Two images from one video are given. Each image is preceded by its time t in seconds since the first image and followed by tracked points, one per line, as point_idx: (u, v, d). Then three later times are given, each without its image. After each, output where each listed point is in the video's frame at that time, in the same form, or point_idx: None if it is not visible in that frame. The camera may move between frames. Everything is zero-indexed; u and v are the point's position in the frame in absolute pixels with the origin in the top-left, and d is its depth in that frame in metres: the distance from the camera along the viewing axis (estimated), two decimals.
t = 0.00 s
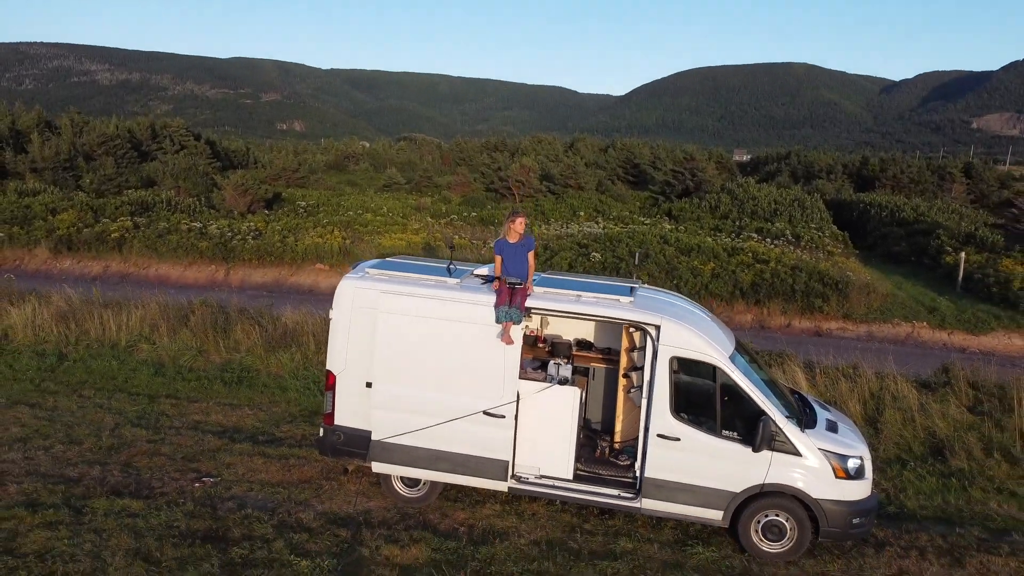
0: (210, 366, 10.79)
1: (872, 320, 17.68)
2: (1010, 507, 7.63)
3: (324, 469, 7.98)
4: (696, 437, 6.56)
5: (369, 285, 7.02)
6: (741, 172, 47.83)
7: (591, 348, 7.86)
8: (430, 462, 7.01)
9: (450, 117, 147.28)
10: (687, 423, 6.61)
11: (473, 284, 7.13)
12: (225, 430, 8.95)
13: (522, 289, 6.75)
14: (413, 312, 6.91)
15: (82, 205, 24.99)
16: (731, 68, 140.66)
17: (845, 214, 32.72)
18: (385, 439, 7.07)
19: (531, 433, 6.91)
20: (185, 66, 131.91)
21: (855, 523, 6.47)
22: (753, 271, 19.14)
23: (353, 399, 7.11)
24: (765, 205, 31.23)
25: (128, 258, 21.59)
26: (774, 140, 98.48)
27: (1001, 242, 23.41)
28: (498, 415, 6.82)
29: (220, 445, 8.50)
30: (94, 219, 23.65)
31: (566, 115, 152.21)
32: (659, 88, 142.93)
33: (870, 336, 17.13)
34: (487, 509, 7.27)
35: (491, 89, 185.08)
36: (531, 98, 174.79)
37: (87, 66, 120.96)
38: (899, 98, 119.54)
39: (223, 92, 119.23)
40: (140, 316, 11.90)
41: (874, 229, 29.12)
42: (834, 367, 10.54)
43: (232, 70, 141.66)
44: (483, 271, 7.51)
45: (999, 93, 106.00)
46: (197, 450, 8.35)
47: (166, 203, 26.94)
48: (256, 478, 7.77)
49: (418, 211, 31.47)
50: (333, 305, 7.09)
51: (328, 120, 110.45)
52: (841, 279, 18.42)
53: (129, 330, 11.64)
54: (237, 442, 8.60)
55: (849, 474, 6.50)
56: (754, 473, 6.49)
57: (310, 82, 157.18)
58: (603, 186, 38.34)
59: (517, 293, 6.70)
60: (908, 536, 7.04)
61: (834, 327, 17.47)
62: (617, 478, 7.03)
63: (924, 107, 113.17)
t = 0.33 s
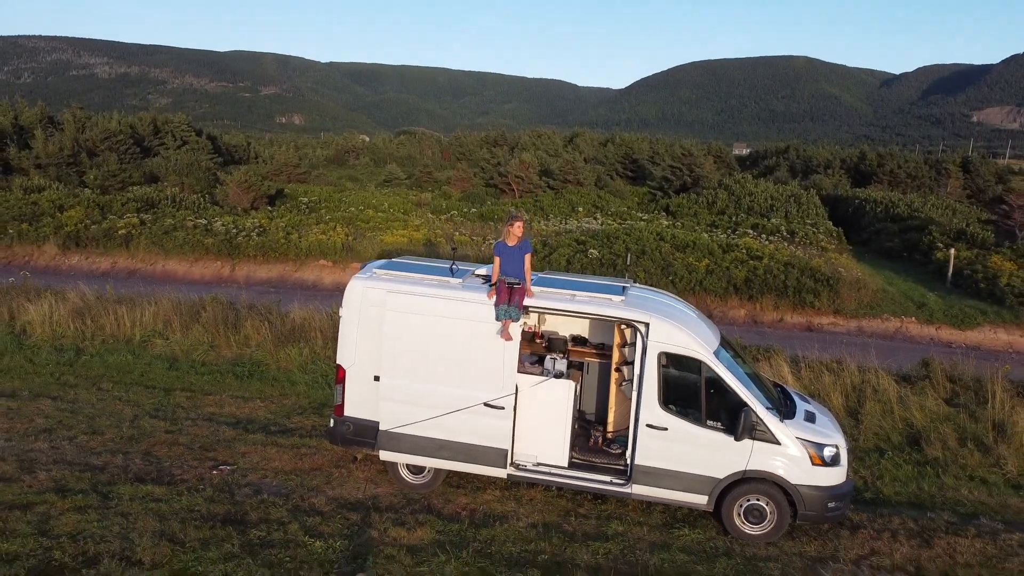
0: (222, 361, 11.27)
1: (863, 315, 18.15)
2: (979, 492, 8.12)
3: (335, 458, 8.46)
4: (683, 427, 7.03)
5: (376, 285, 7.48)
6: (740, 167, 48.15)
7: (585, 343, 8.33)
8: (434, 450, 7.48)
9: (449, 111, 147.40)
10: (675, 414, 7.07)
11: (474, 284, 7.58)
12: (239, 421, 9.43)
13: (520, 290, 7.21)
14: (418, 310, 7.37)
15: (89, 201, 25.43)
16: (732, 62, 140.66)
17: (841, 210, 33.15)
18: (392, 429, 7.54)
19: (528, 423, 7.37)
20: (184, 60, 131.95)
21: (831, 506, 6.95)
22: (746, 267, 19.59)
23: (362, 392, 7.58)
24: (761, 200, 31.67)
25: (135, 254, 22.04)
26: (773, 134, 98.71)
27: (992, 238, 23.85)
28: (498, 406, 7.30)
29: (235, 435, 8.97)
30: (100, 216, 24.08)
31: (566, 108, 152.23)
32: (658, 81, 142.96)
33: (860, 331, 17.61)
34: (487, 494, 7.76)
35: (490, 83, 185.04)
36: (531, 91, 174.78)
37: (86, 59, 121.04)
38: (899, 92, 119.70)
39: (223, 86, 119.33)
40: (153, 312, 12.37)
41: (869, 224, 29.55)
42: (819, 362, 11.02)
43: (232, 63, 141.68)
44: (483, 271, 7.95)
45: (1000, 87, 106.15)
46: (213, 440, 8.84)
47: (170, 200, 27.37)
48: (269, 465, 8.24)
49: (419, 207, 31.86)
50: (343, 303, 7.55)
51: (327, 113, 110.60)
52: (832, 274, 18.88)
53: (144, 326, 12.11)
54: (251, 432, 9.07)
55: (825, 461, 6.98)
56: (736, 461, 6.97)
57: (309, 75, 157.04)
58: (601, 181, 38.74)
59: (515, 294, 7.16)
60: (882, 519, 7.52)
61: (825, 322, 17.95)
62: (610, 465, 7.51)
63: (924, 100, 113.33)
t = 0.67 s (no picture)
0: (236, 354, 11.79)
1: (854, 310, 18.64)
2: (953, 479, 8.63)
3: (346, 446, 8.98)
4: (672, 417, 7.53)
5: (386, 284, 7.97)
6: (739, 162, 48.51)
7: (582, 339, 8.83)
8: (440, 439, 7.99)
9: (450, 105, 147.55)
10: (665, 405, 7.57)
11: (478, 283, 8.07)
12: (254, 412, 9.94)
13: (520, 290, 7.69)
14: (424, 307, 7.85)
15: (97, 198, 25.91)
16: (733, 56, 140.59)
17: (838, 205, 33.59)
18: (401, 419, 8.04)
19: (528, 413, 7.86)
20: (184, 54, 132.10)
21: (810, 491, 7.45)
22: (742, 263, 20.07)
23: (373, 384, 8.08)
24: (759, 196, 32.11)
25: (143, 250, 22.53)
26: (774, 128, 98.87)
27: (984, 234, 24.28)
28: (500, 397, 7.80)
29: (251, 425, 9.50)
30: (109, 213, 24.55)
31: (566, 101, 152.28)
32: (659, 74, 142.95)
33: (851, 325, 18.11)
34: (490, 480, 8.27)
35: (491, 77, 184.92)
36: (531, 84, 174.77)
37: (87, 53, 121.27)
38: (900, 87, 119.77)
39: (223, 80, 119.50)
40: (168, 309, 12.88)
41: (865, 220, 29.99)
42: (806, 356, 11.53)
43: (232, 57, 141.72)
44: (486, 271, 8.43)
45: (1001, 81, 106.23)
46: (231, 429, 9.37)
47: (176, 196, 27.83)
48: (285, 454, 8.76)
49: (421, 203, 32.29)
50: (355, 302, 8.04)
51: (328, 107, 110.76)
52: (825, 270, 19.37)
53: (159, 321, 12.62)
54: (266, 422, 9.58)
55: (805, 450, 7.48)
56: (722, 448, 7.47)
57: (309, 69, 157.12)
58: (601, 177, 39.16)
59: (515, 293, 7.64)
60: (859, 503, 8.04)
61: (817, 317, 18.46)
62: (605, 453, 8.02)
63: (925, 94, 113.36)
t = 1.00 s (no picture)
0: (248, 349, 12.32)
1: (844, 306, 19.18)
2: (927, 466, 9.17)
3: (356, 436, 9.51)
4: (662, 407, 8.06)
5: (394, 283, 8.48)
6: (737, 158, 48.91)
7: (579, 334, 9.33)
8: (445, 428, 8.52)
9: (450, 100, 147.74)
10: (656, 396, 8.10)
11: (480, 282, 8.58)
12: (267, 404, 10.47)
13: (521, 290, 8.23)
14: (430, 305, 8.36)
15: (103, 195, 26.37)
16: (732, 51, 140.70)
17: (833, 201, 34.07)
18: (408, 410, 8.57)
19: (528, 404, 8.38)
20: (183, 49, 132.07)
21: (791, 476, 7.98)
22: (736, 260, 20.58)
23: (382, 378, 8.60)
24: (756, 193, 32.60)
25: (151, 247, 23.01)
26: (772, 123, 99.21)
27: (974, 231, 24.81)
28: (501, 389, 8.32)
29: (265, 416, 10.03)
30: (116, 210, 25.02)
31: (565, 96, 152.37)
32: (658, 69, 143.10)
33: (841, 321, 18.65)
34: (492, 467, 8.81)
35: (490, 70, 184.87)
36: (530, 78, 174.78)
37: (86, 47, 121.31)
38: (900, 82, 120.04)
39: (222, 74, 119.60)
40: (181, 306, 13.39)
41: (859, 216, 30.49)
42: (793, 351, 12.07)
43: (230, 51, 141.67)
44: (487, 271, 8.94)
45: (1001, 75, 106.45)
46: (246, 420, 9.90)
47: (181, 193, 28.27)
48: (299, 442, 9.29)
49: (421, 199, 32.73)
50: (365, 299, 8.55)
51: (327, 101, 110.93)
52: (816, 267, 19.90)
53: (173, 318, 13.14)
54: (279, 413, 10.11)
55: (787, 438, 8.01)
56: (708, 437, 8.00)
57: (307, 62, 157.02)
58: (600, 173, 39.61)
59: (516, 293, 8.18)
60: (838, 488, 8.59)
61: (808, 312, 19.00)
62: (599, 441, 8.55)
63: (925, 89, 113.61)
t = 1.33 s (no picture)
0: (260, 344, 12.88)
1: (836, 302, 19.72)
2: (904, 454, 9.72)
3: (365, 426, 10.08)
4: (653, 398, 8.61)
5: (402, 283, 9.03)
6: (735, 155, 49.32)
7: (576, 330, 9.87)
8: (450, 418, 9.08)
9: (450, 95, 147.94)
10: (647, 389, 8.66)
11: (483, 282, 9.12)
12: (280, 396, 11.03)
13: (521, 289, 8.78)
14: (436, 303, 8.91)
15: (111, 193, 26.88)
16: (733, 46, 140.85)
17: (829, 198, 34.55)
18: (416, 401, 9.12)
19: (527, 395, 8.93)
20: (183, 44, 132.22)
21: (773, 463, 8.54)
22: (730, 257, 21.12)
23: (391, 371, 9.15)
24: (753, 190, 33.10)
25: (159, 244, 23.56)
26: (772, 118, 99.49)
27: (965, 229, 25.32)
28: (502, 381, 8.88)
29: (279, 407, 10.59)
30: (124, 208, 25.54)
31: (566, 91, 152.47)
32: (659, 64, 143.20)
33: (832, 316, 19.20)
34: (494, 455, 9.38)
35: (490, 65, 184.88)
36: (531, 73, 174.85)
37: (86, 42, 121.56)
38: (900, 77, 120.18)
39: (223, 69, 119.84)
40: (194, 303, 13.94)
41: (854, 213, 30.98)
42: (781, 346, 12.62)
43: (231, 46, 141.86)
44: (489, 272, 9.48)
45: (1003, 70, 106.49)
46: (261, 411, 10.46)
47: (187, 190, 28.77)
48: (311, 432, 9.85)
49: (423, 196, 33.22)
50: (375, 298, 9.11)
51: (327, 96, 111.15)
52: (809, 264, 20.44)
53: (187, 314, 13.70)
54: (292, 405, 10.67)
55: (769, 427, 8.58)
56: (696, 426, 8.56)
57: (307, 57, 157.20)
58: (599, 170, 40.08)
59: (517, 292, 8.74)
60: (819, 475, 9.14)
61: (801, 308, 19.54)
62: (594, 430, 9.11)
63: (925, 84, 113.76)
